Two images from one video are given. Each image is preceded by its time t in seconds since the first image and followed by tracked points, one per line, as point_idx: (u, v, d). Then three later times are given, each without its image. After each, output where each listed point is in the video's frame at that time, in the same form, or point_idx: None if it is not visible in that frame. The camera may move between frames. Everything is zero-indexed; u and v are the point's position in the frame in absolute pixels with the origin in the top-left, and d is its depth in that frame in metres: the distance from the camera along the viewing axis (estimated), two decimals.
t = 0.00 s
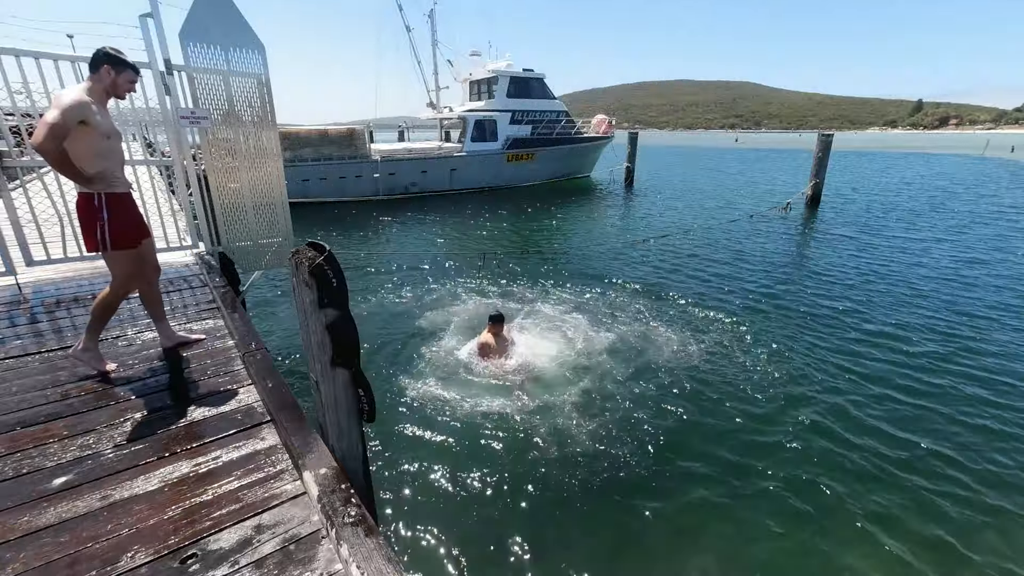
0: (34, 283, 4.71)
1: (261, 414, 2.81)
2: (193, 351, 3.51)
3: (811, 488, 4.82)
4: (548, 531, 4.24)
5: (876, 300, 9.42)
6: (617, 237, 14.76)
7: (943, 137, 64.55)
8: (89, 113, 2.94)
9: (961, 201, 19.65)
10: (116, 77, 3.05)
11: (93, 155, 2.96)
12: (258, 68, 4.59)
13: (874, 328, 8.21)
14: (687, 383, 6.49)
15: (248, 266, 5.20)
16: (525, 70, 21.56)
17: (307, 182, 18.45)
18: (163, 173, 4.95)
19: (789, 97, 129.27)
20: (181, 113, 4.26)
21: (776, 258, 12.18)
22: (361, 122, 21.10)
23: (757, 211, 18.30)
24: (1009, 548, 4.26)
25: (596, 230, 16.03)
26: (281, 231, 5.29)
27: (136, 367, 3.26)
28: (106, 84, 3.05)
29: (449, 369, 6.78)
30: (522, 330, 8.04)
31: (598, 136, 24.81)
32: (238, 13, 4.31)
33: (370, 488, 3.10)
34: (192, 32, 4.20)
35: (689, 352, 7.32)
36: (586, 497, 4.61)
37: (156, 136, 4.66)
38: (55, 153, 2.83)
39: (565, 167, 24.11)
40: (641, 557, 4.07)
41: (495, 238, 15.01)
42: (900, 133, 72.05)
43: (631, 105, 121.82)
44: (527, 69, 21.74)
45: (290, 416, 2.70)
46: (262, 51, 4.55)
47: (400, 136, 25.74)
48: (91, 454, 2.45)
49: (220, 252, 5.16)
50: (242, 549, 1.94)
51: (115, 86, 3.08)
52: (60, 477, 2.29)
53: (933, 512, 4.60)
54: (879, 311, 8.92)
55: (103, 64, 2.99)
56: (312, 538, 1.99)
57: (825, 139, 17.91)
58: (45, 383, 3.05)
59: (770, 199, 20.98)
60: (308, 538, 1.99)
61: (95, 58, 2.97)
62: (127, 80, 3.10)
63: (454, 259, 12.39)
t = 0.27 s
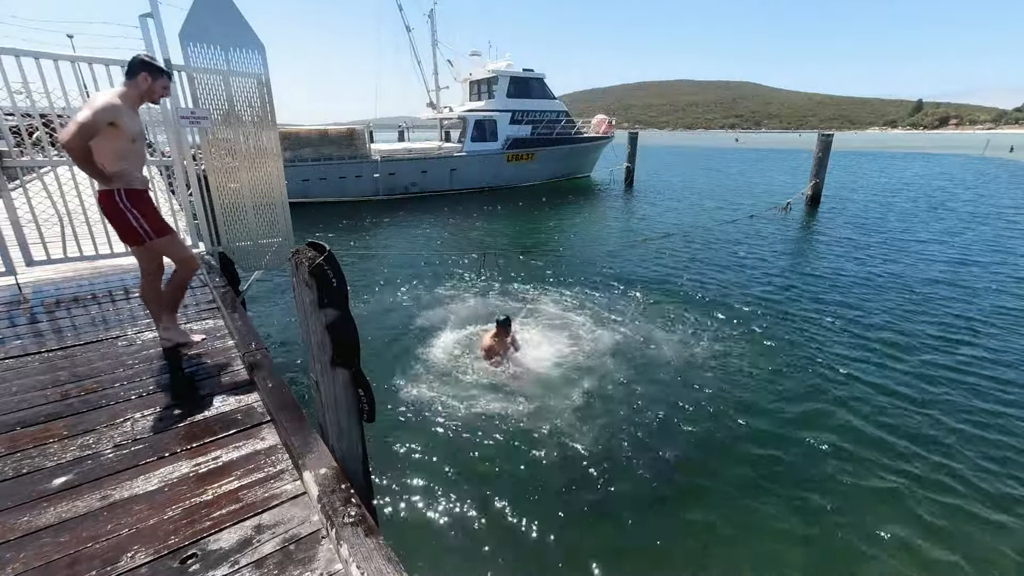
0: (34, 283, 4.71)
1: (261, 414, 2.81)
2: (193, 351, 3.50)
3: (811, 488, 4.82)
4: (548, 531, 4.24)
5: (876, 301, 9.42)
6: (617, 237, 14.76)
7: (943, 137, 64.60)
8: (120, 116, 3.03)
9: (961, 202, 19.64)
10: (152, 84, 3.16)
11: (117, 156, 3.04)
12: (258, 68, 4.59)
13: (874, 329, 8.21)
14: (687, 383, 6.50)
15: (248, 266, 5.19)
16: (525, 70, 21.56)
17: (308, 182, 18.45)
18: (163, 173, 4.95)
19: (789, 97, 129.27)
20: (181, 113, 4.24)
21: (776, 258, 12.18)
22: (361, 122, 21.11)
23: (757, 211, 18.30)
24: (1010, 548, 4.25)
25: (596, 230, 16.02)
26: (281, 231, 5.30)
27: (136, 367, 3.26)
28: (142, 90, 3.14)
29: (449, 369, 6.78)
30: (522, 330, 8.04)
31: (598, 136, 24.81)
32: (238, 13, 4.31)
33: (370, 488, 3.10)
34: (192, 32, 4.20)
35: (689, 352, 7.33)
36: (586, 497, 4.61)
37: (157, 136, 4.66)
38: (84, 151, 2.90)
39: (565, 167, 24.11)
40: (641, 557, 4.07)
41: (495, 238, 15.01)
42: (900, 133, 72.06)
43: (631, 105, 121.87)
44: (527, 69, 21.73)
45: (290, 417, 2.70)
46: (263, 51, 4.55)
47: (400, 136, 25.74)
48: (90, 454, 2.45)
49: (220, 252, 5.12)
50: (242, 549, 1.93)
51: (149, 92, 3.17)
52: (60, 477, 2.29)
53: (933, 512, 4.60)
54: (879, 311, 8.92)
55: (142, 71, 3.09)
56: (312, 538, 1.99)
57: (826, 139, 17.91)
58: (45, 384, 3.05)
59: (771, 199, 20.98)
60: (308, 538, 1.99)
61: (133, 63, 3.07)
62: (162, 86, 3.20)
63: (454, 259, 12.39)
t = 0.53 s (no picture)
0: (34, 283, 4.71)
1: (261, 414, 2.81)
2: (192, 351, 3.50)
3: (811, 489, 4.83)
4: (547, 531, 4.25)
5: (876, 301, 9.42)
6: (617, 237, 14.77)
7: (942, 137, 64.65)
8: (146, 120, 3.08)
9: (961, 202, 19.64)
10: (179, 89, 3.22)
11: (144, 157, 3.06)
12: (258, 68, 4.59)
13: (874, 329, 8.21)
14: (687, 383, 6.50)
15: (248, 267, 5.18)
16: (525, 70, 21.56)
17: (308, 182, 18.45)
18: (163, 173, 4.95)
19: (789, 97, 129.30)
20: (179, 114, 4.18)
21: (776, 258, 12.18)
22: (361, 122, 21.10)
23: (757, 211, 18.29)
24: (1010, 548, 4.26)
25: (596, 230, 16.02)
26: (281, 231, 5.29)
27: (136, 367, 3.26)
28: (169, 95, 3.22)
29: (449, 369, 6.78)
30: (522, 330, 8.05)
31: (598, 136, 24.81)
32: (238, 13, 4.32)
33: (370, 488, 3.10)
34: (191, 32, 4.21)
35: (689, 352, 7.33)
36: (586, 498, 4.61)
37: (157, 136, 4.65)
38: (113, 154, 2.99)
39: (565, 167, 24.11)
40: (641, 557, 4.07)
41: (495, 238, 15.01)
42: (900, 133, 72.08)
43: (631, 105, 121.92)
44: (527, 69, 21.73)
45: (290, 416, 2.70)
46: (263, 51, 4.56)
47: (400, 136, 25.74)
48: (90, 454, 2.45)
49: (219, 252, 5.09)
50: (242, 549, 1.93)
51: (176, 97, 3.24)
52: (60, 477, 2.29)
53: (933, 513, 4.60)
54: (879, 311, 8.93)
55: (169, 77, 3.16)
56: (312, 538, 1.99)
57: (826, 139, 17.91)
58: (45, 384, 3.05)
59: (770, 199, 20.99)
60: (308, 538, 1.99)
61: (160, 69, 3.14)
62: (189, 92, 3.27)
63: (454, 259, 12.39)
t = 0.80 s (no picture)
0: (34, 283, 4.71)
1: (261, 414, 2.81)
2: (193, 351, 3.50)
3: (812, 488, 4.82)
4: (548, 531, 4.25)
5: (876, 301, 9.42)
6: (617, 237, 14.77)
7: (942, 136, 64.71)
8: (174, 113, 3.13)
9: (961, 202, 19.63)
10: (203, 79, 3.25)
11: (173, 150, 3.16)
12: (258, 68, 4.60)
13: (875, 329, 8.20)
14: (687, 383, 6.50)
15: (248, 266, 5.17)
16: (525, 70, 21.56)
17: (308, 182, 18.45)
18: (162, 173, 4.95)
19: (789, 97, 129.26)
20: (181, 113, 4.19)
21: (776, 258, 12.19)
22: (361, 122, 21.10)
23: (757, 211, 18.29)
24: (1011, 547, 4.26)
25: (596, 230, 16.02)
26: (281, 231, 5.29)
27: (137, 367, 3.26)
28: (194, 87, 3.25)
29: (449, 369, 6.78)
30: (522, 330, 8.06)
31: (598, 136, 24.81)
32: (238, 13, 4.32)
33: (370, 488, 3.10)
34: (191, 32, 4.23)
35: (689, 352, 7.34)
36: (586, 497, 4.61)
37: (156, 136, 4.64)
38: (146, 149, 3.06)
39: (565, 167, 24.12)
40: (641, 557, 4.07)
41: (495, 238, 15.01)
42: (900, 134, 72.08)
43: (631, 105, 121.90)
44: (527, 70, 21.73)
45: (290, 416, 2.69)
46: (263, 51, 4.56)
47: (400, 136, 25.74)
48: (90, 454, 2.45)
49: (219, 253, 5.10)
50: (242, 549, 1.93)
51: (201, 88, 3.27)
52: (60, 477, 2.29)
53: (934, 512, 4.60)
54: (878, 311, 8.93)
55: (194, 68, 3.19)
56: (312, 538, 1.99)
57: (825, 139, 17.89)
58: (45, 384, 3.05)
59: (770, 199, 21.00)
60: (308, 538, 1.99)
61: (185, 61, 3.18)
62: (212, 83, 3.30)
63: (454, 259, 12.39)
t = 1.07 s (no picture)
0: (34, 283, 4.71)
1: (261, 414, 2.81)
2: (193, 351, 3.50)
3: (812, 488, 4.82)
4: (548, 531, 4.25)
5: (876, 301, 9.41)
6: (617, 237, 14.77)
7: (942, 136, 64.72)
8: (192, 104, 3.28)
9: (961, 202, 19.64)
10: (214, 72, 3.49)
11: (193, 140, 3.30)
12: (258, 68, 4.59)
13: (875, 329, 8.21)
14: (687, 383, 6.50)
15: (248, 267, 5.16)
16: (525, 70, 21.55)
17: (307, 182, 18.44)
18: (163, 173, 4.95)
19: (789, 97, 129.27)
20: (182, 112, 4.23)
21: (776, 258, 12.19)
22: (361, 122, 21.10)
23: (757, 211, 18.29)
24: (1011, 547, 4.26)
25: (596, 230, 16.02)
26: (281, 231, 5.28)
27: (137, 367, 3.26)
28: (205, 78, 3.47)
29: (449, 368, 6.78)
30: (522, 330, 8.06)
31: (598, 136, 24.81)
32: (238, 13, 4.31)
33: (370, 488, 3.10)
34: (191, 32, 4.25)
35: (689, 352, 7.34)
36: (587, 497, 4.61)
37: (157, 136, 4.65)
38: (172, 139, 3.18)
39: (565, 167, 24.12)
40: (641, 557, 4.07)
41: (495, 238, 15.01)
42: (900, 134, 72.11)
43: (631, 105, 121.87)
44: (527, 69, 21.73)
45: (290, 417, 2.69)
46: (263, 51, 4.55)
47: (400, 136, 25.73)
48: (90, 454, 2.45)
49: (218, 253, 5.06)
50: (242, 549, 1.94)
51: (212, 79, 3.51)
52: (60, 477, 2.29)
53: (934, 512, 4.60)
54: (879, 311, 8.93)
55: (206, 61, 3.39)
56: (311, 538, 2.00)
57: (826, 139, 17.89)
58: (45, 384, 3.05)
59: (771, 199, 20.99)
60: (308, 538, 1.99)
61: (198, 54, 3.42)
62: (222, 75, 3.54)
63: (454, 259, 12.39)
